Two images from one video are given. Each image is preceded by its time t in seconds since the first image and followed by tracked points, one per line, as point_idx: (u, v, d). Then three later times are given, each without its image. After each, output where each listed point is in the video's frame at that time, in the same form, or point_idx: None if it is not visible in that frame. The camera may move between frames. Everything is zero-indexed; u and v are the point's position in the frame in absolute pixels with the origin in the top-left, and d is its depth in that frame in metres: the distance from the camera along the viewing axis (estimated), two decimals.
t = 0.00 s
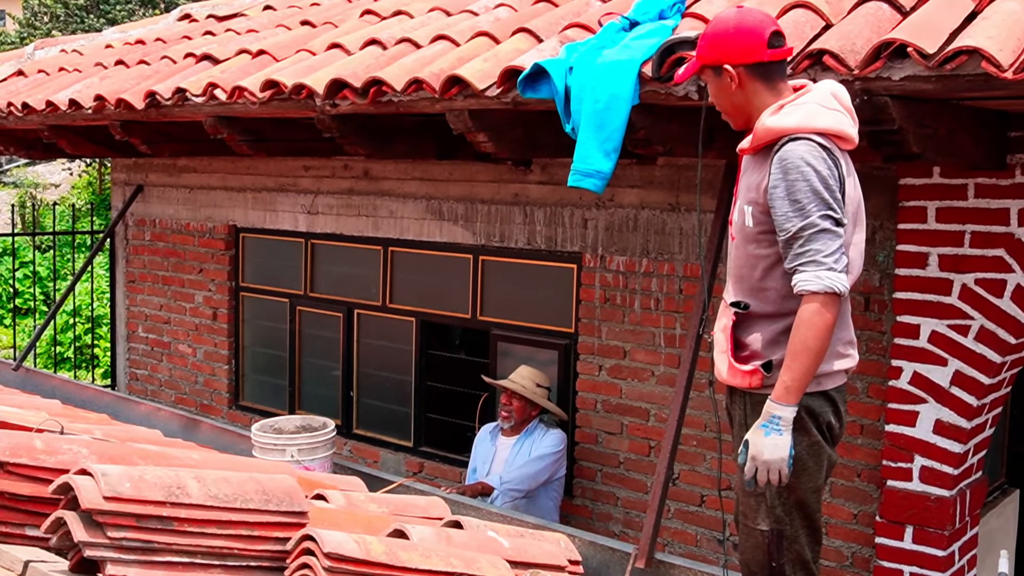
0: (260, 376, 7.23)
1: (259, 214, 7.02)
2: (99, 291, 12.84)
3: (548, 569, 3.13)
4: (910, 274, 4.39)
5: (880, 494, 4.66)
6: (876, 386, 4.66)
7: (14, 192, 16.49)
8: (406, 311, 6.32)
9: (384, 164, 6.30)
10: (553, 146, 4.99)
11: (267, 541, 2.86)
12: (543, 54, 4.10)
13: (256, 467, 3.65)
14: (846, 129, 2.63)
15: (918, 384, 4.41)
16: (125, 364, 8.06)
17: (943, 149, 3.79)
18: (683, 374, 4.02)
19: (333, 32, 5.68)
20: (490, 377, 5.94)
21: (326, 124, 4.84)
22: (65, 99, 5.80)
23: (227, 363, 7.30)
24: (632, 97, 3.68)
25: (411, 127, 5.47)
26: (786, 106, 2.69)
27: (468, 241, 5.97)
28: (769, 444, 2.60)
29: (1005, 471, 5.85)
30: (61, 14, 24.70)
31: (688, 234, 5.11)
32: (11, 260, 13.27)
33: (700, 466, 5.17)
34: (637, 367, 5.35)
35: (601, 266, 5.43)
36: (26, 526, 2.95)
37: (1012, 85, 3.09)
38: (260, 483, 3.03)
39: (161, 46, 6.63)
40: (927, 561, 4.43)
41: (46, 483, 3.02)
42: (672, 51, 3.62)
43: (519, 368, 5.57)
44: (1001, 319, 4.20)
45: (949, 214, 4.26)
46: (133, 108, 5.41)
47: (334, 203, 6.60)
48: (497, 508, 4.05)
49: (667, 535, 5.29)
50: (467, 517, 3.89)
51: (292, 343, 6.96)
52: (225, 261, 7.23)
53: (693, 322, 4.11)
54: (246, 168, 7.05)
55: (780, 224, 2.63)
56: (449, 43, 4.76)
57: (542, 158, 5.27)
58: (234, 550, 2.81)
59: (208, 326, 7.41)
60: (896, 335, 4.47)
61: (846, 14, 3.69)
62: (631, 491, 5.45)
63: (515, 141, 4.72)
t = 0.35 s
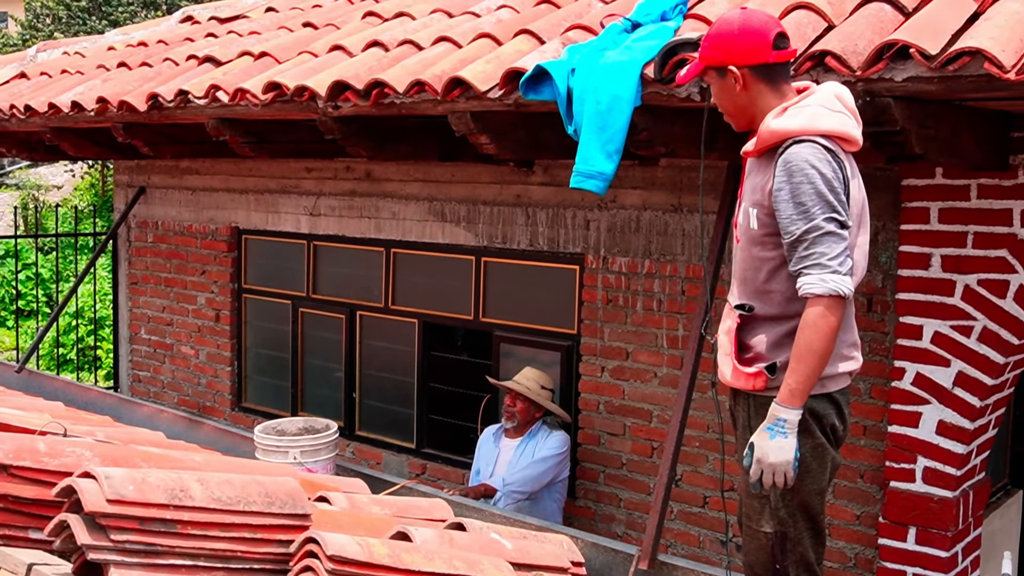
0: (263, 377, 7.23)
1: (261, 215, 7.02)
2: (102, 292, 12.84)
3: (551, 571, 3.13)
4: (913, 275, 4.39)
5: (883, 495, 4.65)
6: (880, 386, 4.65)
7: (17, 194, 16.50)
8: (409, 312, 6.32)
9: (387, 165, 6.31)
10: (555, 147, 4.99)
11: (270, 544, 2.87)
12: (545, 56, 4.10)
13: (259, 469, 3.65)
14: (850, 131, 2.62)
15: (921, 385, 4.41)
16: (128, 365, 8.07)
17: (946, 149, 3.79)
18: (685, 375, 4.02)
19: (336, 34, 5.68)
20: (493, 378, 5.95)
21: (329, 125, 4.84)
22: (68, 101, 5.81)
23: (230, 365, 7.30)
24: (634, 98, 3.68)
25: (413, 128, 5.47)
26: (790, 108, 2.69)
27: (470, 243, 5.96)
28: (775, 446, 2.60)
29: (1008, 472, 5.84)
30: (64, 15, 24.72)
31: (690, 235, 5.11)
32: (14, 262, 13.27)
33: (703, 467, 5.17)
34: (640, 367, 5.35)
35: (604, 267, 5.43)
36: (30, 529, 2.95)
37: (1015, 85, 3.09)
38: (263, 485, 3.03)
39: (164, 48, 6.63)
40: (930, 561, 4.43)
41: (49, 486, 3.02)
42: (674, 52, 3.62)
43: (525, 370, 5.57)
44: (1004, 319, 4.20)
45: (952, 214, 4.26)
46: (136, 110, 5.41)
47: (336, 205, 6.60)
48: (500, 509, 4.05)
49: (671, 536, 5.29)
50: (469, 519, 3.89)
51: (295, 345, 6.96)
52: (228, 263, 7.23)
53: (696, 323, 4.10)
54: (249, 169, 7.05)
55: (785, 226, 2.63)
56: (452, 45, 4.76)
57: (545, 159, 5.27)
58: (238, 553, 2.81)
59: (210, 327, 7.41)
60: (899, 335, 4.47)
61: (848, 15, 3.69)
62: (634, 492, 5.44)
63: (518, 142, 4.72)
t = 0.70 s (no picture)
0: (267, 377, 7.23)
1: (267, 216, 7.03)
2: (107, 292, 12.86)
3: (556, 572, 3.12)
4: (919, 277, 4.38)
5: (888, 498, 4.64)
6: (885, 389, 4.64)
7: (22, 194, 16.53)
8: (414, 313, 6.32)
9: (392, 166, 6.31)
10: (561, 148, 4.98)
11: (275, 544, 2.88)
12: (551, 57, 4.09)
13: (265, 469, 3.65)
14: (856, 133, 2.63)
15: (927, 387, 4.41)
16: (132, 365, 8.08)
17: (953, 152, 3.78)
18: (691, 377, 4.01)
19: (342, 34, 5.68)
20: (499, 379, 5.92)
21: (335, 126, 4.84)
22: (73, 101, 5.81)
23: (235, 365, 7.30)
24: (641, 99, 3.68)
25: (419, 129, 5.47)
26: (794, 111, 2.69)
27: (475, 244, 5.96)
28: (782, 451, 2.60)
29: (1014, 475, 5.83)
30: (70, 16, 24.78)
31: (696, 237, 5.10)
32: (18, 261, 13.28)
33: (707, 468, 5.16)
34: (645, 369, 5.35)
35: (609, 269, 5.43)
36: (36, 528, 2.95)
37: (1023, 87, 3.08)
38: (269, 485, 3.03)
39: (170, 48, 6.64)
40: (934, 564, 4.42)
41: (55, 485, 3.02)
42: (680, 54, 3.55)
43: (532, 372, 5.57)
44: (1010, 322, 4.20)
45: (958, 217, 4.25)
46: (142, 110, 5.42)
47: (342, 206, 6.60)
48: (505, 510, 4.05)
49: (675, 538, 5.29)
50: (474, 520, 3.88)
51: (300, 345, 6.96)
52: (233, 263, 7.23)
53: (701, 325, 4.10)
54: (254, 170, 7.06)
55: (791, 230, 2.63)
56: (458, 45, 4.76)
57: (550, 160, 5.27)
58: (243, 553, 2.82)
59: (215, 328, 7.41)
60: (904, 338, 4.47)
61: (855, 17, 3.69)
62: (639, 494, 5.44)
63: (523, 143, 4.72)
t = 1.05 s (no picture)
0: (272, 370, 7.24)
1: (272, 209, 7.03)
2: (113, 285, 12.87)
3: (561, 566, 3.13)
4: (926, 274, 4.36)
5: (893, 494, 4.63)
6: (891, 385, 4.63)
7: (28, 186, 16.55)
8: (419, 307, 6.32)
9: (398, 160, 6.31)
10: (568, 143, 4.98)
11: (279, 535, 2.87)
12: (559, 50, 4.08)
13: (269, 461, 3.65)
14: (862, 130, 2.61)
15: (933, 384, 4.39)
16: (138, 357, 8.09)
17: (961, 147, 3.77)
18: (696, 372, 4.00)
19: (349, 27, 5.67)
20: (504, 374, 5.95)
21: (341, 119, 4.84)
22: (80, 92, 5.82)
23: (240, 358, 7.32)
24: (647, 93, 3.66)
25: (425, 122, 5.46)
26: (799, 110, 2.68)
27: (481, 238, 5.96)
28: (789, 454, 2.61)
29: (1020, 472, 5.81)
30: (77, 9, 24.79)
31: (702, 232, 5.10)
32: (24, 253, 13.30)
33: (712, 464, 5.16)
34: (650, 364, 5.34)
35: (615, 264, 5.42)
36: (40, 517, 2.95)
37: None
38: (273, 476, 3.03)
39: (177, 40, 6.64)
40: (940, 561, 4.41)
41: (60, 475, 3.03)
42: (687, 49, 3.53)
43: (538, 366, 5.56)
44: (1018, 319, 4.19)
45: (965, 213, 4.23)
46: (148, 102, 5.42)
47: (347, 199, 6.60)
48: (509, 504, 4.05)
49: (679, 533, 5.28)
50: (478, 513, 3.89)
51: (305, 338, 6.97)
52: (238, 256, 7.24)
53: (707, 320, 4.09)
54: (261, 163, 7.06)
55: (796, 232, 2.62)
56: (464, 39, 4.75)
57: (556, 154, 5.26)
58: (247, 543, 2.80)
59: (220, 320, 7.42)
60: (911, 334, 4.45)
61: (864, 11, 3.67)
62: (644, 489, 5.43)
63: (530, 137, 4.71)
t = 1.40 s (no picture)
0: (275, 361, 7.24)
1: (275, 199, 7.02)
2: (116, 275, 12.87)
3: (563, 556, 3.11)
4: (929, 265, 4.35)
5: (895, 486, 4.63)
6: (893, 376, 4.60)
7: (32, 176, 16.56)
8: (421, 298, 6.32)
9: (401, 150, 6.30)
10: (570, 133, 4.97)
11: (280, 524, 2.86)
12: (561, 40, 4.07)
13: (271, 450, 3.65)
14: (858, 115, 2.60)
15: (936, 376, 4.38)
16: (140, 348, 8.10)
17: (965, 137, 3.75)
18: (698, 363, 3.99)
19: (352, 17, 5.66)
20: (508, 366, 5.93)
21: (344, 109, 4.83)
22: (83, 82, 5.81)
23: (243, 348, 7.32)
24: (650, 83, 3.65)
25: (428, 112, 5.45)
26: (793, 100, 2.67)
27: (483, 228, 5.95)
28: (796, 442, 2.60)
29: (1022, 465, 5.80)
30: None
31: (705, 222, 5.09)
32: (27, 244, 13.31)
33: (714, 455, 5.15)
34: (652, 355, 5.33)
35: (617, 254, 5.41)
36: (42, 505, 2.95)
37: None
38: (275, 466, 3.03)
39: (179, 30, 6.63)
40: (941, 553, 4.41)
41: (61, 463, 3.04)
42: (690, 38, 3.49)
43: (542, 358, 5.57)
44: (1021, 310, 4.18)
45: (969, 204, 4.22)
46: (150, 92, 5.41)
47: (349, 189, 6.59)
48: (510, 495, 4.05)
49: (681, 524, 5.29)
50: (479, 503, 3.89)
51: (307, 329, 6.97)
52: (241, 247, 7.24)
53: (709, 311, 4.09)
54: (263, 153, 7.05)
55: (798, 221, 2.61)
56: (467, 29, 4.74)
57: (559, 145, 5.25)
58: (248, 532, 2.80)
59: (223, 311, 7.42)
60: (913, 326, 4.44)
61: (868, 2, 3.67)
62: (645, 480, 5.43)
63: (533, 127, 4.70)
